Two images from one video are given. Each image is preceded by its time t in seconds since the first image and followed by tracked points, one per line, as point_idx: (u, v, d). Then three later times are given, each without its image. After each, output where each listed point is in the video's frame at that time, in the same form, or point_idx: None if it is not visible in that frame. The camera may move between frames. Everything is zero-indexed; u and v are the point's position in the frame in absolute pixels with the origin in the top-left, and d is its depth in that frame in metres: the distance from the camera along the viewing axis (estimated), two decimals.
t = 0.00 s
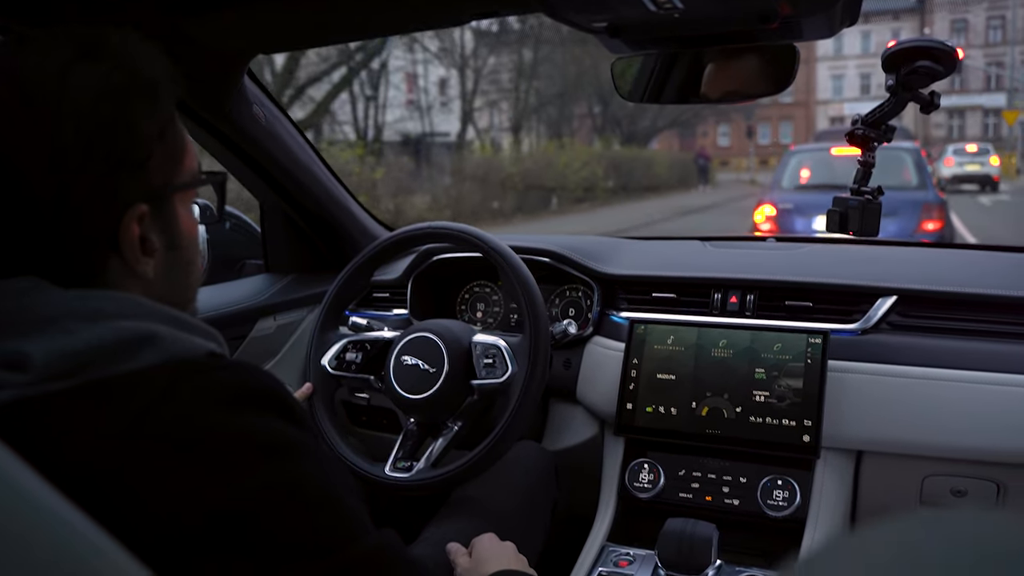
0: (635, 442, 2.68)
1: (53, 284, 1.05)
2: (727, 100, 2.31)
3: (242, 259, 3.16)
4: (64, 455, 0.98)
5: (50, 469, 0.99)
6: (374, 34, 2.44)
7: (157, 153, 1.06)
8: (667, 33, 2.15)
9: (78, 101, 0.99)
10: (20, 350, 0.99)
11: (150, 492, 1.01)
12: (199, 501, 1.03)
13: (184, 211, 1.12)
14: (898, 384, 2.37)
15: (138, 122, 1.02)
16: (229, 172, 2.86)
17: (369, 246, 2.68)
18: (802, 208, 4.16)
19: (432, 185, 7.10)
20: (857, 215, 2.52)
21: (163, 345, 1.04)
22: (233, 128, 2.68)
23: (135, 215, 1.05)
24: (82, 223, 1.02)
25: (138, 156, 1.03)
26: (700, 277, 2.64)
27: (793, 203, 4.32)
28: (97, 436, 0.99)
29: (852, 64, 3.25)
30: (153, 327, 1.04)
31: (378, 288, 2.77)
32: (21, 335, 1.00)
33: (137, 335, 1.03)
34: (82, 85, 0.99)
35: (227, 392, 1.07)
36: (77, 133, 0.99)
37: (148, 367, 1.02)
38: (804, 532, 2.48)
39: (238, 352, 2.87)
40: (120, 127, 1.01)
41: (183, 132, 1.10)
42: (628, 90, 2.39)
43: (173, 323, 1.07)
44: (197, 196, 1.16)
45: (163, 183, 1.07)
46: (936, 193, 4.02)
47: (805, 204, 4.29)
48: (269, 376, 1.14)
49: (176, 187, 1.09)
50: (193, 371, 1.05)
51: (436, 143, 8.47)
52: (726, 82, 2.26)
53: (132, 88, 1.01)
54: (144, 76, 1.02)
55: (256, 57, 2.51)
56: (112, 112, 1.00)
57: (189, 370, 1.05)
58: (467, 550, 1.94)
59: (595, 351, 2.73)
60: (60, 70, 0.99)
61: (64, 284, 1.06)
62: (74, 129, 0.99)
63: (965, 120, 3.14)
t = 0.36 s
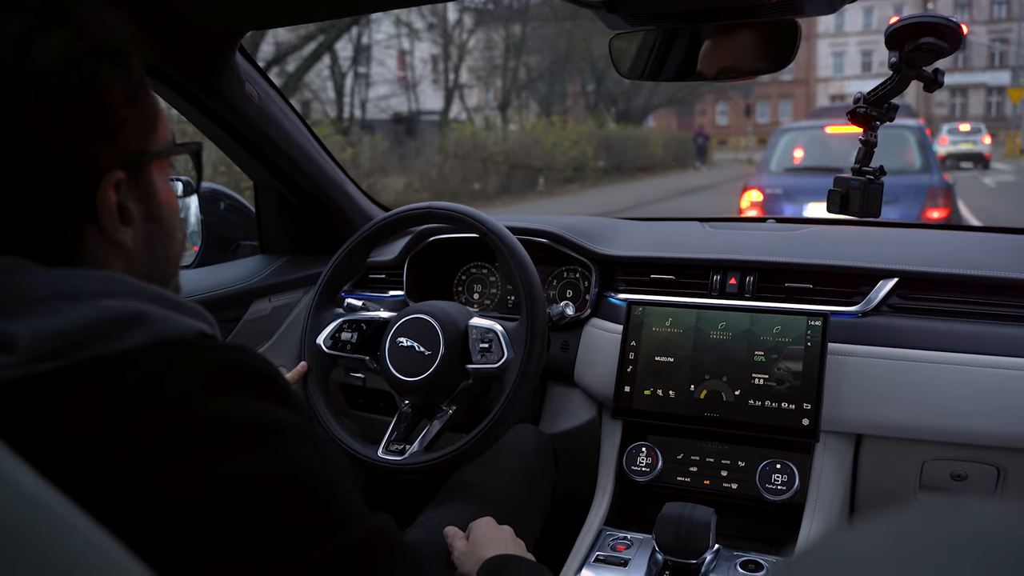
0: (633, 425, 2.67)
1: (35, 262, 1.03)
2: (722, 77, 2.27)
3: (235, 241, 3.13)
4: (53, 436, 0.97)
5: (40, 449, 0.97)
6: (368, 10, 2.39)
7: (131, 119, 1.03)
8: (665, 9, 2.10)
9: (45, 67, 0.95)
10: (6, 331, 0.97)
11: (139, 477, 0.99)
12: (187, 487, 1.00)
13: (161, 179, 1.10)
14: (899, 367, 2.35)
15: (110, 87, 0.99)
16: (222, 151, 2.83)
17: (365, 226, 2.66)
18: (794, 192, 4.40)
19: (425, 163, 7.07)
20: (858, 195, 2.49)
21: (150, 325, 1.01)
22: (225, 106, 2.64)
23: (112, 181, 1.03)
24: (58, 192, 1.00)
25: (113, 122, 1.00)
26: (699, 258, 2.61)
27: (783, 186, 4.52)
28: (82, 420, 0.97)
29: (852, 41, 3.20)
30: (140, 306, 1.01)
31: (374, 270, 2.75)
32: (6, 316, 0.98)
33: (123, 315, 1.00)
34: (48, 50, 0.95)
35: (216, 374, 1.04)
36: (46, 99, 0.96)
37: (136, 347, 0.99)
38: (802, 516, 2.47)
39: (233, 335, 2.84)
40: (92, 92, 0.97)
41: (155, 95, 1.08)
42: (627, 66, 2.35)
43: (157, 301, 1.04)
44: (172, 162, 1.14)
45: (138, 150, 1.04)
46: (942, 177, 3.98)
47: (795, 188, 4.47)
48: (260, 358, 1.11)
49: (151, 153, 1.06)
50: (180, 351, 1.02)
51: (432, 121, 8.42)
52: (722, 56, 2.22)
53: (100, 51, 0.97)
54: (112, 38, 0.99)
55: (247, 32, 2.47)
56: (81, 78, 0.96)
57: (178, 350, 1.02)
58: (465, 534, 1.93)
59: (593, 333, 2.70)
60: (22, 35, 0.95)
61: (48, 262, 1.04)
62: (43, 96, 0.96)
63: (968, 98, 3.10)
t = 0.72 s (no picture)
0: (625, 430, 2.67)
1: (30, 265, 1.05)
2: (713, 80, 2.27)
3: (230, 243, 3.14)
4: (43, 440, 0.98)
5: (32, 451, 0.98)
6: (362, 14, 2.39)
7: (126, 124, 1.06)
8: (656, 14, 2.10)
9: (45, 73, 0.98)
10: None
11: (133, 477, 1.00)
12: (179, 486, 1.01)
13: (156, 181, 1.12)
14: (890, 372, 2.35)
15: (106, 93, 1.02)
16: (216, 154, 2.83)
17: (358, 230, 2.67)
18: (777, 200, 4.36)
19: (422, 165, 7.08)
20: (850, 200, 2.49)
21: (144, 327, 1.03)
22: (219, 109, 2.64)
23: (107, 186, 1.05)
24: (50, 195, 1.02)
25: (108, 127, 1.03)
26: (692, 262, 2.61)
27: (768, 195, 4.49)
28: (78, 419, 0.98)
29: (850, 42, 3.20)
30: (135, 309, 1.04)
31: (368, 273, 2.75)
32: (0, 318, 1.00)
33: (117, 317, 1.02)
34: (46, 56, 0.98)
35: (213, 375, 1.06)
36: (43, 105, 0.98)
37: (131, 349, 1.01)
38: (793, 521, 2.47)
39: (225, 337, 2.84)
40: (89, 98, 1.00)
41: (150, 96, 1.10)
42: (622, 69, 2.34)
43: (149, 302, 1.07)
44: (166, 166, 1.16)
45: (132, 155, 1.07)
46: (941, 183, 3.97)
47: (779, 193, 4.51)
48: (252, 360, 1.13)
49: (145, 155, 1.09)
50: (176, 352, 1.04)
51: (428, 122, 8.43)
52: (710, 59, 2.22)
53: (99, 58, 1.00)
54: (111, 45, 1.02)
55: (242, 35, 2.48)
56: (78, 84, 0.99)
57: (173, 352, 1.04)
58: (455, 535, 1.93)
59: (585, 337, 2.70)
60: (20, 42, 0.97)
61: (42, 265, 1.06)
62: (40, 101, 0.98)
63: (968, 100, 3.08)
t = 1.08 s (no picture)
0: (646, 433, 2.67)
1: (74, 262, 1.06)
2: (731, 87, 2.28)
3: (254, 245, 3.14)
4: (82, 430, 1.02)
5: (72, 440, 1.02)
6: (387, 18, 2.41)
7: (171, 132, 1.07)
8: (679, 19, 2.11)
9: (92, 78, 1.00)
10: (42, 324, 1.03)
11: (168, 470, 1.03)
12: (210, 481, 1.04)
13: (202, 189, 1.13)
14: (913, 378, 2.35)
15: (151, 100, 1.04)
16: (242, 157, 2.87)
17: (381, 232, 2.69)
18: (792, 210, 4.39)
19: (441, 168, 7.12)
20: (873, 206, 2.48)
21: (180, 324, 1.06)
22: (245, 112, 2.67)
23: (146, 189, 1.06)
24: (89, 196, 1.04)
25: (152, 132, 1.05)
26: (714, 267, 2.61)
27: (783, 206, 4.52)
28: (112, 412, 1.02)
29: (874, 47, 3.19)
30: (169, 307, 1.06)
31: (391, 275, 2.78)
32: (42, 310, 1.03)
33: (156, 315, 1.05)
34: (95, 60, 1.01)
35: (242, 374, 1.08)
36: (88, 108, 1.01)
37: (165, 346, 1.05)
38: (815, 526, 2.47)
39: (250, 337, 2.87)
40: (134, 103, 1.03)
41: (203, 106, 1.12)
42: (643, 75, 2.33)
43: (187, 299, 1.09)
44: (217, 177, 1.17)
45: (176, 161, 1.08)
46: (968, 193, 3.97)
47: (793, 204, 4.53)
48: (279, 354, 1.15)
49: (191, 163, 1.10)
50: (210, 350, 1.07)
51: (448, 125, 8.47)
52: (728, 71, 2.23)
53: (147, 64, 1.03)
54: (161, 53, 1.05)
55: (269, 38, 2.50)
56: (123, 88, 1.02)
57: (208, 351, 1.06)
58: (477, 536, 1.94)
59: (607, 340, 2.71)
60: (71, 48, 1.01)
61: (79, 259, 1.07)
62: (84, 104, 1.01)
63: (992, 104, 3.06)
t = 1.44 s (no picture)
0: (647, 438, 2.66)
1: (77, 265, 1.04)
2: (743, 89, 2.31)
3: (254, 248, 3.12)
4: (80, 437, 1.00)
5: (69, 444, 1.00)
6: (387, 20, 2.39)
7: (194, 156, 1.02)
8: (682, 22, 2.09)
9: (117, 92, 0.96)
10: (41, 328, 1.01)
11: (170, 475, 1.00)
12: (209, 485, 1.01)
13: (232, 213, 1.08)
14: (916, 383, 2.33)
15: (179, 120, 0.99)
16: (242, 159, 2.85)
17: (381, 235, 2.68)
18: (789, 215, 4.46)
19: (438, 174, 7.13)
20: (877, 210, 2.47)
21: (184, 330, 1.04)
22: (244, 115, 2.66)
23: (163, 213, 1.02)
24: (102, 212, 1.00)
25: (175, 155, 1.00)
26: (716, 271, 2.60)
27: (782, 211, 4.58)
28: (112, 415, 1.00)
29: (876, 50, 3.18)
30: (178, 314, 1.04)
31: (391, 278, 2.76)
32: (41, 314, 1.02)
33: (160, 321, 1.03)
34: (122, 74, 0.96)
35: (243, 379, 1.04)
36: (109, 123, 0.96)
37: (168, 350, 1.02)
38: (817, 533, 2.45)
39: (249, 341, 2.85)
40: (159, 122, 0.98)
41: (243, 126, 1.07)
42: (647, 77, 2.35)
43: (200, 307, 1.07)
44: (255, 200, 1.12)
45: (199, 184, 1.03)
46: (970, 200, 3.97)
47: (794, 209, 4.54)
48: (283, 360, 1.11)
49: (218, 187, 1.05)
50: (214, 356, 1.04)
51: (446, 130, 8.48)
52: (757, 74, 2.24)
53: (178, 82, 0.98)
54: (197, 71, 1.00)
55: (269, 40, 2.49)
56: (148, 106, 0.97)
57: (210, 356, 1.03)
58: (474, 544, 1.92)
59: (608, 344, 2.70)
60: (99, 57, 0.96)
61: (87, 265, 1.04)
62: (102, 120, 0.96)
63: (995, 109, 3.04)
